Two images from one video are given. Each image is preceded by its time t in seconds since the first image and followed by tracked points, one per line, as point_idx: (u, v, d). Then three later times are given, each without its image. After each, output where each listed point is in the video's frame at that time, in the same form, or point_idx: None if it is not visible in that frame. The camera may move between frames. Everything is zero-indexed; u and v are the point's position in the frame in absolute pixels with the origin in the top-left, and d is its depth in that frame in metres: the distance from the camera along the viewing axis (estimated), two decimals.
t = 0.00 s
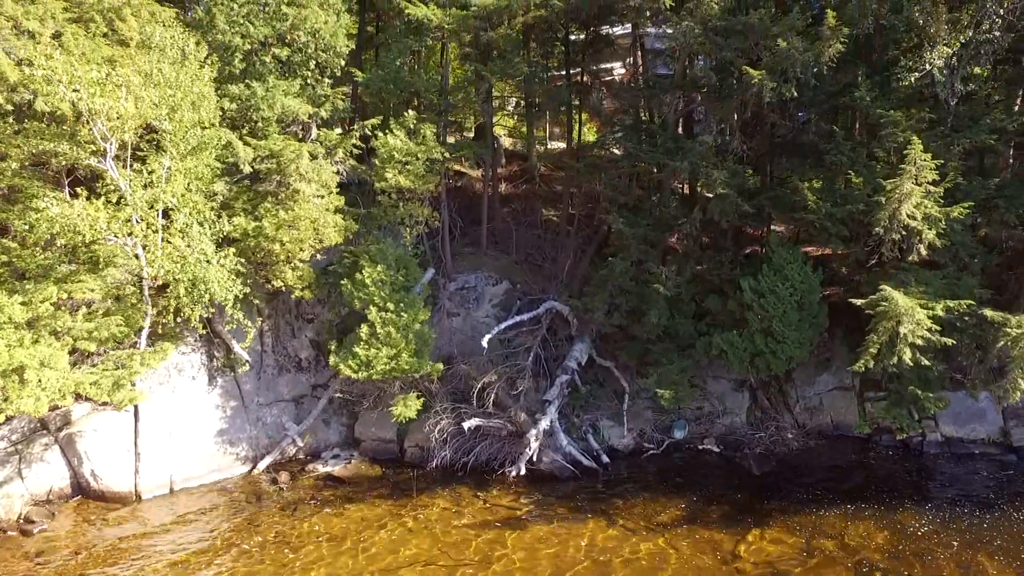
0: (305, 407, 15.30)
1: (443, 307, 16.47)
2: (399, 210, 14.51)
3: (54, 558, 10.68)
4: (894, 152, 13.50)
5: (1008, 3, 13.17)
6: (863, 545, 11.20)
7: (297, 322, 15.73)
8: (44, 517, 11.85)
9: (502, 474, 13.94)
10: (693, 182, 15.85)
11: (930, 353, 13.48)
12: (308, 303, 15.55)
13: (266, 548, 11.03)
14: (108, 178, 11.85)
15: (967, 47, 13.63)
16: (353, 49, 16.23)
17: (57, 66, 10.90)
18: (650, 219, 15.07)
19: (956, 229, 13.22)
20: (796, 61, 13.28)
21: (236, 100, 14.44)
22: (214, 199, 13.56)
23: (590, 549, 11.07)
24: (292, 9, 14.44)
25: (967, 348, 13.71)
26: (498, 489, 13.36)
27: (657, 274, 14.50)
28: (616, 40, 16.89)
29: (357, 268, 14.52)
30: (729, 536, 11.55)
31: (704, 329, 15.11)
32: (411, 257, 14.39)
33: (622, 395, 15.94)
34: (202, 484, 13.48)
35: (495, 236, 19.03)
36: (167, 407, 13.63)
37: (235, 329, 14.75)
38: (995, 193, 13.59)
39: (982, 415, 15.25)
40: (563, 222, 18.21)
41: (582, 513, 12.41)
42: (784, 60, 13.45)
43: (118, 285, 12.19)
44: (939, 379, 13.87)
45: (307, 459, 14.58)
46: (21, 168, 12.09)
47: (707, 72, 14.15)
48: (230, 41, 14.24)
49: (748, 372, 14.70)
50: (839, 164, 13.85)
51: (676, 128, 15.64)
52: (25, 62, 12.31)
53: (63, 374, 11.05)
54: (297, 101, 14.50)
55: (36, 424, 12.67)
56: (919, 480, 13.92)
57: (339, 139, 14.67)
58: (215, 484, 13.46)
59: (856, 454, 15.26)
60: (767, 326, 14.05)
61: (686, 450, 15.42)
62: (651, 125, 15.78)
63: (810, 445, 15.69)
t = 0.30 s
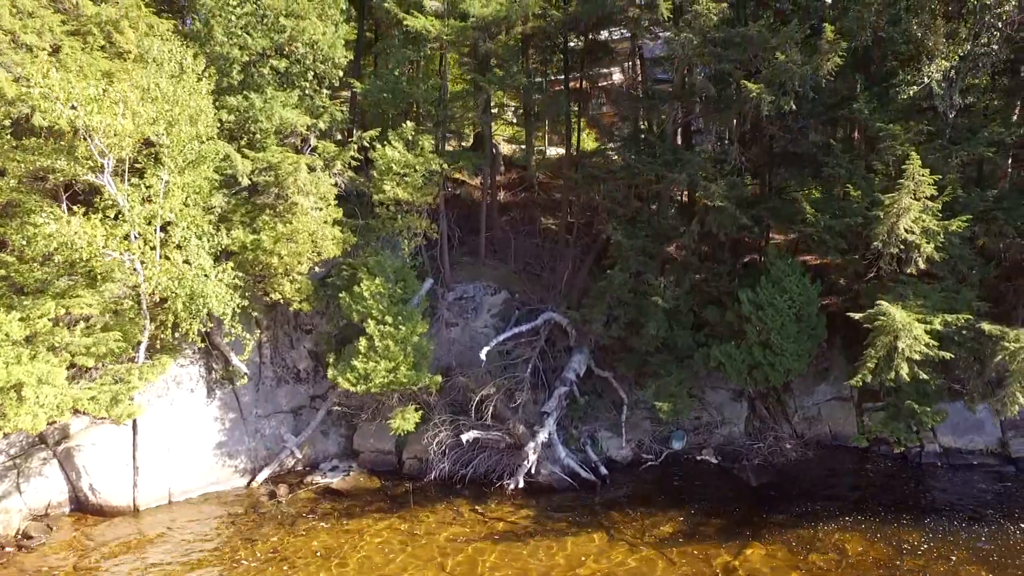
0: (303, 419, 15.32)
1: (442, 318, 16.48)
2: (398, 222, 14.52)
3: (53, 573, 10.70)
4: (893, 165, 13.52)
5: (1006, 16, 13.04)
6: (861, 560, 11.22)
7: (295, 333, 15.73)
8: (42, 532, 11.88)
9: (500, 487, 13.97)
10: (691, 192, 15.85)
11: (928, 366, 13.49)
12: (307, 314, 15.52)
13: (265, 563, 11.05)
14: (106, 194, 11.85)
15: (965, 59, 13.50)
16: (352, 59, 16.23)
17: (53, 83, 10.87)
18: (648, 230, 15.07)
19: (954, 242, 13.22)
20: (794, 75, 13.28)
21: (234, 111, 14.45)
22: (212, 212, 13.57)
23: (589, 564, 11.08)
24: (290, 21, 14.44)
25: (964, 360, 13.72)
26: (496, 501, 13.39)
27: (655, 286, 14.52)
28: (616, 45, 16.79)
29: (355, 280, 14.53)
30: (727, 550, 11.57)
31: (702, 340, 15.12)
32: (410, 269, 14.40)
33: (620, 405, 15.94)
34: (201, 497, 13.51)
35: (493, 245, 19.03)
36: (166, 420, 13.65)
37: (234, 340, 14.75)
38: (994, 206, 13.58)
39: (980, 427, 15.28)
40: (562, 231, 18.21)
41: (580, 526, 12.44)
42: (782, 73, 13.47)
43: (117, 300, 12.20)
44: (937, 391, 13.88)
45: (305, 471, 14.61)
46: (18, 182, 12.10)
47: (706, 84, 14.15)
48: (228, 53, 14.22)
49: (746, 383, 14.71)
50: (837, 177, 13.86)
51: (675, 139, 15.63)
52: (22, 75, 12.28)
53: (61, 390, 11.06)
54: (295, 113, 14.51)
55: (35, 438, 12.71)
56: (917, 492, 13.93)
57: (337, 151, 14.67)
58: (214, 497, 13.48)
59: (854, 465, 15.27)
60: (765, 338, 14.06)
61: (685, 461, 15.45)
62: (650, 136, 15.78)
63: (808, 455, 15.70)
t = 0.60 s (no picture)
0: (302, 430, 15.34)
1: (441, 328, 16.51)
2: (397, 235, 14.54)
3: None
4: (891, 178, 13.49)
5: (1004, 30, 13.08)
6: None
7: (294, 344, 15.74)
8: (42, 548, 11.88)
9: (499, 500, 13.99)
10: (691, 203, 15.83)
11: (926, 380, 13.51)
12: (306, 325, 15.54)
13: None
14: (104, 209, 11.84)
15: (964, 74, 13.55)
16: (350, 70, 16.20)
17: (52, 102, 10.79)
18: (646, 243, 15.08)
19: (953, 256, 13.21)
20: (793, 89, 13.29)
21: (233, 123, 14.46)
22: (211, 226, 13.57)
23: None
24: (288, 33, 14.44)
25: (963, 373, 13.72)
26: (495, 515, 13.42)
27: (654, 299, 14.52)
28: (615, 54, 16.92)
29: (354, 293, 14.54)
30: (725, 566, 11.59)
31: (701, 351, 15.13)
32: (408, 281, 14.41)
33: (618, 416, 15.96)
34: (200, 510, 13.53)
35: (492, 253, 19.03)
36: (165, 434, 13.66)
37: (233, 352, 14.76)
38: (993, 218, 13.55)
39: (978, 438, 15.26)
40: (561, 241, 18.22)
41: (578, 541, 12.47)
42: (780, 87, 13.48)
43: (115, 316, 12.20)
44: (935, 404, 13.90)
45: (304, 483, 14.63)
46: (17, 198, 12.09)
47: (705, 97, 14.14)
48: (226, 65, 14.20)
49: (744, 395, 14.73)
50: (836, 190, 13.88)
51: (673, 150, 15.64)
52: (21, 91, 12.27)
53: (61, 408, 11.07)
54: (293, 125, 14.50)
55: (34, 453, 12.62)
56: (915, 505, 13.96)
57: (335, 164, 14.66)
58: (213, 511, 13.51)
59: (852, 476, 15.29)
60: (763, 351, 14.09)
61: (684, 472, 15.47)
62: (649, 146, 15.79)
63: (807, 466, 15.70)
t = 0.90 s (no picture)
0: (301, 442, 15.37)
1: (440, 339, 16.55)
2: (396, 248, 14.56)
3: None
4: (890, 192, 13.50)
5: (1001, 45, 13.11)
6: None
7: (293, 356, 15.78)
8: (41, 563, 11.92)
9: (498, 512, 14.01)
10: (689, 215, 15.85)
11: (924, 395, 13.52)
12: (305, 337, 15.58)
13: None
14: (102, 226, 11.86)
15: (961, 88, 13.61)
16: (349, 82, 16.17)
17: (51, 121, 10.91)
18: (644, 256, 15.11)
19: (951, 270, 13.22)
20: (791, 102, 13.30)
21: (231, 136, 14.47)
22: (210, 239, 13.59)
23: None
24: (286, 45, 14.42)
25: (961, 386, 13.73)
26: (494, 528, 13.45)
27: (652, 311, 14.54)
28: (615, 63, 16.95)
29: (353, 306, 14.54)
30: None
31: (699, 363, 15.14)
32: (407, 294, 14.41)
33: (617, 427, 15.99)
34: (199, 523, 13.57)
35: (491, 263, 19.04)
36: (164, 447, 13.68)
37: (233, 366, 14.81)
38: (992, 231, 13.55)
39: (976, 449, 15.28)
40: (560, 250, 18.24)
41: (576, 555, 12.49)
42: (778, 101, 13.48)
43: (114, 332, 12.21)
44: (933, 417, 13.93)
45: (304, 496, 14.67)
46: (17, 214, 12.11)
47: (704, 110, 14.15)
48: (224, 78, 14.17)
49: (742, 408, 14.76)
50: (834, 203, 13.90)
51: (672, 161, 15.66)
52: (19, 106, 12.24)
53: (60, 425, 11.10)
54: (291, 138, 14.50)
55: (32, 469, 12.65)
56: (913, 517, 13.97)
57: (334, 177, 14.66)
58: (213, 524, 13.54)
59: (851, 487, 15.30)
60: (761, 364, 14.11)
61: (682, 483, 15.50)
62: (647, 158, 15.80)
63: (806, 476, 15.72)
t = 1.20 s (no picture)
0: (301, 455, 15.41)
1: (439, 350, 16.57)
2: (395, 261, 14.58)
3: None
4: (888, 206, 13.50)
5: (1000, 60, 13.10)
6: None
7: (293, 368, 15.80)
8: None
9: (497, 526, 14.04)
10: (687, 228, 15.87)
11: (923, 409, 13.53)
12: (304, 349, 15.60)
13: None
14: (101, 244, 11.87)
15: (960, 101, 13.58)
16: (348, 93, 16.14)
17: (50, 142, 10.93)
18: (643, 269, 15.14)
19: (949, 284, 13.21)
20: (790, 117, 13.30)
21: (230, 149, 14.46)
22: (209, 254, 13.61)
23: None
24: (285, 59, 14.39)
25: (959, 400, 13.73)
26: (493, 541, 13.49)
27: (651, 325, 14.55)
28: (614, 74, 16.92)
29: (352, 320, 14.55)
30: None
31: (698, 376, 15.16)
32: (406, 307, 14.42)
33: (616, 439, 16.01)
34: (199, 537, 13.62)
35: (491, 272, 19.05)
36: (164, 462, 13.70)
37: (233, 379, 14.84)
38: (990, 245, 13.53)
39: (974, 461, 15.31)
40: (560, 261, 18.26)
41: (575, 570, 12.51)
42: (778, 116, 13.48)
43: (113, 349, 12.23)
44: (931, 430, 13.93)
45: (303, 509, 14.70)
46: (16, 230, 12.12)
47: (703, 123, 14.15)
48: (223, 92, 14.15)
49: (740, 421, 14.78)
50: (833, 217, 13.91)
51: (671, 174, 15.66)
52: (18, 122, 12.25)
53: (59, 442, 11.13)
54: (290, 151, 14.50)
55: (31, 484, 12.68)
56: (912, 530, 13.98)
57: (333, 191, 14.66)
58: (212, 538, 13.58)
59: (850, 499, 15.31)
60: (760, 377, 14.12)
61: (681, 495, 15.52)
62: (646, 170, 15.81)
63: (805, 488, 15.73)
